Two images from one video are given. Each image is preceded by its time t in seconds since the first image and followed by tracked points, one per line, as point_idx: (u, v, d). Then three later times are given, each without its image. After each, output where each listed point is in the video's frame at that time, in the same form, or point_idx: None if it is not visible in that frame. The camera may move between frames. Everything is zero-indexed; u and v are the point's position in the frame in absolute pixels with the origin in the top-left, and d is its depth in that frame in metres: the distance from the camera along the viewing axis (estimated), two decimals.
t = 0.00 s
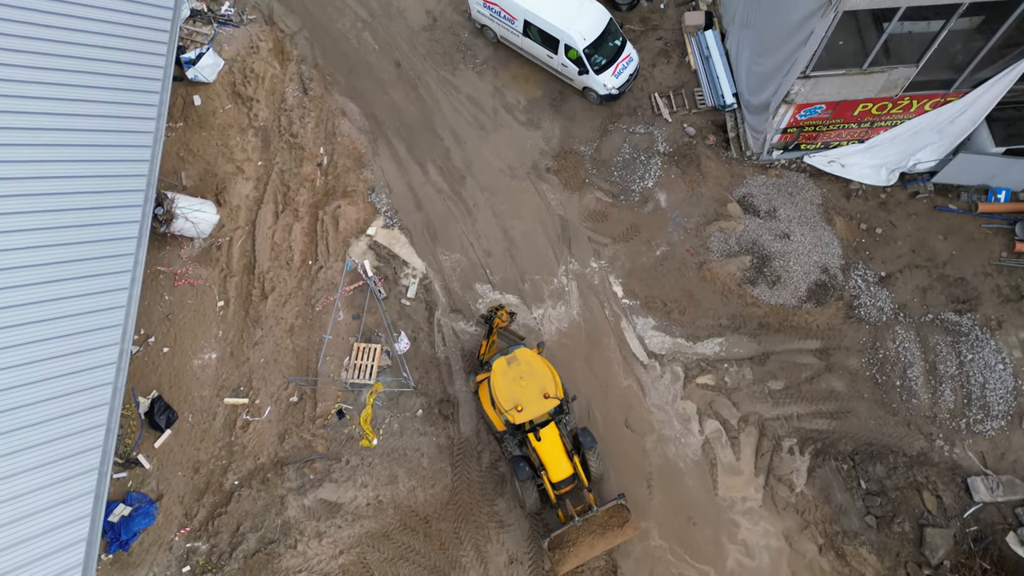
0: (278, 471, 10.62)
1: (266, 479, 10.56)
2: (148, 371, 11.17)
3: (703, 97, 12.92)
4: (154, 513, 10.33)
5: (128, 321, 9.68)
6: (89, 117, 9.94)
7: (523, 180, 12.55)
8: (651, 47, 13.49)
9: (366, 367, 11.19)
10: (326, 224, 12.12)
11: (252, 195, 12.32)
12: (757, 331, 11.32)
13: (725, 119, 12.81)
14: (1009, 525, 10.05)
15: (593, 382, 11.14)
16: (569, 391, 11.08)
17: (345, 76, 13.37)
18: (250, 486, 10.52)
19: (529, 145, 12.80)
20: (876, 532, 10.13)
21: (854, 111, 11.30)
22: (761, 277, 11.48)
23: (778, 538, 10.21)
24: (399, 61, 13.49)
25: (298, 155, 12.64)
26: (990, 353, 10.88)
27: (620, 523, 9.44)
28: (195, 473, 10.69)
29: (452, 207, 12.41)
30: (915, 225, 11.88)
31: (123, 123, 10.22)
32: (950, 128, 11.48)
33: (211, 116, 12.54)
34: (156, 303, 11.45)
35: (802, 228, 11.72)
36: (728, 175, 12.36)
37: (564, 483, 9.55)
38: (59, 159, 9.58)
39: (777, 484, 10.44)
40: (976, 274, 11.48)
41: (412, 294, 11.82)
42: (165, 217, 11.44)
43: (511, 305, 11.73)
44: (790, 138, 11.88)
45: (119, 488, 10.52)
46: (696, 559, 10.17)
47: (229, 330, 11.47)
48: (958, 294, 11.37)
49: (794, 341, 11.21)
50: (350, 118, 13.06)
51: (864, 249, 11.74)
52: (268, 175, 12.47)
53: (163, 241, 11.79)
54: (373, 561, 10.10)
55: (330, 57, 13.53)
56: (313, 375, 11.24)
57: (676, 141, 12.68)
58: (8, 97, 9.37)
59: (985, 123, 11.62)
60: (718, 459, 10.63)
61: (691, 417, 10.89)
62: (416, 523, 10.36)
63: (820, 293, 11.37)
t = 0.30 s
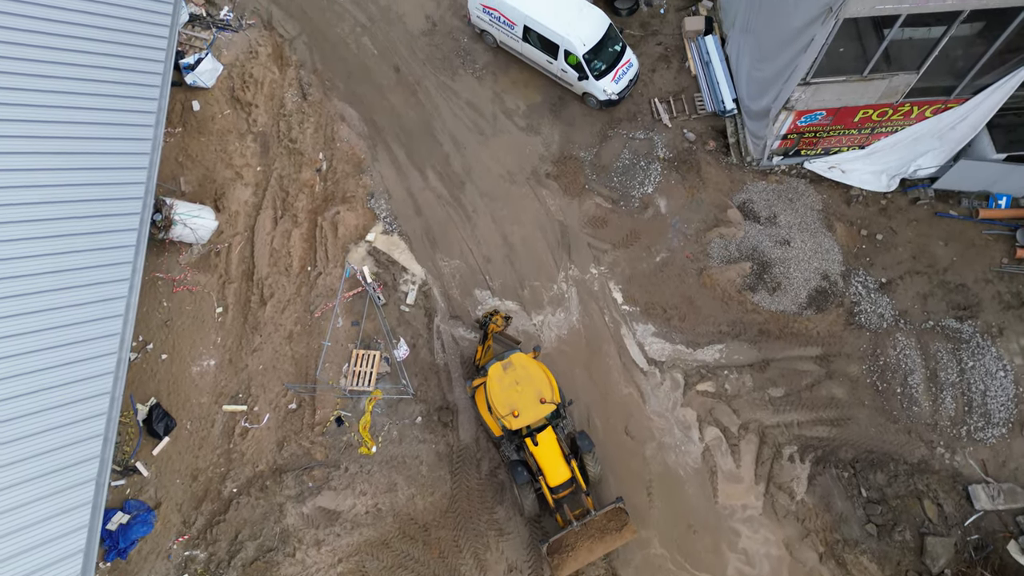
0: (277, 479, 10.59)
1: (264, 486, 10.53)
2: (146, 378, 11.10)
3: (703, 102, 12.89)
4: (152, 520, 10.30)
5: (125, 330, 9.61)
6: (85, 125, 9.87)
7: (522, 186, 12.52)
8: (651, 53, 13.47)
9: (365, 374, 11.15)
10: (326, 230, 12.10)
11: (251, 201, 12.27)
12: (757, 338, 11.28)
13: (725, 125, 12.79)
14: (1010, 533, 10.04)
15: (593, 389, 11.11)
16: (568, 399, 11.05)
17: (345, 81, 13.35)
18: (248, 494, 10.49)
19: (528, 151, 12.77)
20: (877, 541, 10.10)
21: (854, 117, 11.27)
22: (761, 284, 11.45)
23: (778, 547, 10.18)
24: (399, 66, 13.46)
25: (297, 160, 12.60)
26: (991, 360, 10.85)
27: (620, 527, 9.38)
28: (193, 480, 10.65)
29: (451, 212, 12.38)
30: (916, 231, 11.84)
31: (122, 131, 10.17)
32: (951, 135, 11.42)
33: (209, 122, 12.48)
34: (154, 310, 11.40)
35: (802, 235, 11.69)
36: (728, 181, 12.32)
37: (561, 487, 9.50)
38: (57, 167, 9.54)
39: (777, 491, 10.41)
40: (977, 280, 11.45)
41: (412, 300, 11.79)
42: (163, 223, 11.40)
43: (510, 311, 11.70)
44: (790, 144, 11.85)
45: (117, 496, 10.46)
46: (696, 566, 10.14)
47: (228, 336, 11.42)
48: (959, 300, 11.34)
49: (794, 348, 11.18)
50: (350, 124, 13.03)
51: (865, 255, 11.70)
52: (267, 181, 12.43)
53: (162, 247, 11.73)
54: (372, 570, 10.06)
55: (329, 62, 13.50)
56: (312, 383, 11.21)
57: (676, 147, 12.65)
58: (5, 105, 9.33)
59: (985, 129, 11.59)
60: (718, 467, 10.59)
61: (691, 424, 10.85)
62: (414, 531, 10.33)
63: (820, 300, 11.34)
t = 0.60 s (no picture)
0: (276, 486, 10.56)
1: (263, 494, 10.50)
2: (145, 385, 11.02)
3: (703, 107, 12.86)
4: (150, 528, 10.24)
5: (124, 339, 9.60)
6: (84, 132, 9.82)
7: (522, 192, 12.48)
8: (651, 57, 13.43)
9: (364, 381, 11.10)
10: (324, 236, 12.07)
11: (250, 206, 12.21)
12: (758, 345, 11.25)
13: (725, 130, 12.75)
14: (1011, 541, 10.03)
15: (593, 396, 11.08)
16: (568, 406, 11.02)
17: (344, 86, 13.31)
18: (247, 501, 10.45)
19: (528, 156, 12.73)
20: (878, 549, 10.07)
21: (855, 123, 11.24)
22: (762, 291, 11.42)
23: (779, 555, 10.16)
24: (398, 71, 13.43)
25: (296, 166, 12.56)
26: (992, 367, 10.81)
27: (619, 534, 9.36)
28: (192, 488, 10.60)
29: (451, 218, 12.34)
30: (916, 237, 11.81)
31: (120, 138, 10.12)
32: (952, 140, 11.41)
33: (208, 127, 12.40)
34: (152, 316, 11.29)
35: (802, 241, 11.66)
36: (728, 187, 12.29)
37: (561, 494, 9.44)
38: (54, 175, 9.47)
39: (778, 499, 10.38)
40: (978, 287, 11.42)
41: (411, 307, 11.76)
42: (162, 229, 11.34)
43: (510, 317, 11.66)
44: (791, 150, 11.81)
45: (115, 503, 10.39)
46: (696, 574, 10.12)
47: (227, 343, 11.36)
48: (960, 307, 11.30)
49: (794, 355, 11.14)
50: (349, 129, 13.00)
51: (865, 262, 11.67)
52: (266, 186, 12.37)
53: (160, 253, 11.65)
54: None
55: (329, 67, 13.46)
56: (311, 390, 11.17)
57: (677, 152, 12.61)
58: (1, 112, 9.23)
59: (986, 135, 11.57)
60: (718, 474, 10.56)
61: (691, 432, 10.82)
62: (414, 539, 10.30)
63: (821, 306, 11.31)
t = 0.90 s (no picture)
0: (275, 494, 10.53)
1: (262, 502, 10.47)
2: (143, 392, 10.95)
3: (703, 112, 12.82)
4: (149, 536, 10.19)
5: (122, 348, 9.51)
6: (81, 138, 9.75)
7: (522, 197, 12.45)
8: (652, 62, 13.40)
9: (363, 388, 11.07)
10: (323, 241, 12.04)
11: (249, 212, 12.16)
12: (758, 351, 11.21)
13: (726, 135, 12.72)
14: (1012, 549, 10.01)
15: (592, 403, 11.05)
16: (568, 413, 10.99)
17: (343, 91, 13.28)
18: (246, 509, 10.42)
19: (528, 162, 12.70)
20: (878, 558, 10.04)
21: (856, 129, 11.21)
22: (762, 297, 11.38)
23: (779, 563, 10.13)
24: (397, 76, 13.40)
25: (295, 171, 12.52)
26: (993, 374, 10.78)
27: (620, 543, 9.31)
28: (191, 495, 10.56)
29: (450, 224, 12.32)
30: (917, 243, 11.78)
31: (117, 144, 10.03)
32: (953, 146, 11.38)
33: (207, 132, 12.28)
34: (151, 323, 11.21)
35: (803, 247, 11.63)
36: (729, 193, 12.26)
37: (561, 503, 9.42)
38: (52, 183, 9.41)
39: (778, 507, 10.36)
40: (978, 293, 11.38)
41: (410, 313, 11.73)
42: (161, 235, 11.27)
43: (510, 324, 11.64)
44: (791, 156, 11.78)
45: (114, 511, 10.33)
46: None
47: (225, 349, 11.31)
48: (961, 313, 11.27)
49: (795, 361, 11.11)
50: (348, 134, 12.97)
51: (866, 268, 11.64)
52: (265, 192, 12.32)
53: (159, 259, 11.57)
54: None
55: (328, 72, 13.43)
56: (310, 396, 11.14)
57: (677, 157, 12.59)
58: None
59: (987, 141, 11.54)
60: (719, 482, 10.53)
61: (692, 439, 10.79)
62: (413, 547, 10.28)
63: (821, 313, 11.27)
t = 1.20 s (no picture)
0: (273, 500, 10.49)
1: (261, 508, 10.43)
2: (141, 398, 10.88)
3: (703, 117, 12.79)
4: (147, 543, 10.17)
5: (120, 356, 9.48)
6: (81, 141, 9.69)
7: (521, 202, 12.42)
8: (651, 67, 13.37)
9: (362, 394, 11.04)
10: (323, 247, 12.01)
11: (248, 217, 12.09)
12: (758, 357, 11.19)
13: (726, 140, 12.70)
14: (1013, 556, 9.97)
15: (592, 409, 11.02)
16: (568, 419, 10.96)
17: (343, 96, 13.25)
18: (244, 516, 10.37)
19: (528, 166, 12.67)
20: (879, 565, 10.02)
21: (856, 134, 11.17)
22: (762, 302, 11.35)
23: (779, 570, 10.11)
24: (397, 80, 13.37)
25: (294, 176, 12.47)
26: (994, 380, 10.75)
27: (620, 556, 9.32)
28: (189, 502, 10.50)
29: (449, 229, 12.28)
30: (917, 248, 11.75)
31: (115, 151, 9.97)
32: (954, 152, 11.35)
33: (206, 136, 12.23)
34: (149, 328, 11.13)
35: (803, 252, 11.60)
36: (729, 198, 12.23)
37: (562, 514, 9.37)
38: (49, 190, 9.34)
39: (778, 513, 10.33)
40: (979, 299, 11.35)
41: (409, 318, 11.70)
42: (160, 240, 11.21)
43: (509, 329, 11.61)
44: (791, 160, 11.75)
45: (112, 517, 10.29)
46: None
47: (224, 355, 11.24)
48: (961, 319, 11.24)
49: (795, 367, 11.08)
50: (348, 139, 12.94)
51: (866, 273, 11.60)
52: (264, 197, 12.27)
53: (157, 264, 11.48)
54: None
55: (327, 76, 13.40)
56: (309, 402, 11.11)
57: (676, 162, 12.55)
58: None
59: (988, 147, 11.52)
60: (719, 489, 10.50)
61: (692, 445, 10.75)
62: (412, 554, 10.25)
63: (822, 318, 11.24)
